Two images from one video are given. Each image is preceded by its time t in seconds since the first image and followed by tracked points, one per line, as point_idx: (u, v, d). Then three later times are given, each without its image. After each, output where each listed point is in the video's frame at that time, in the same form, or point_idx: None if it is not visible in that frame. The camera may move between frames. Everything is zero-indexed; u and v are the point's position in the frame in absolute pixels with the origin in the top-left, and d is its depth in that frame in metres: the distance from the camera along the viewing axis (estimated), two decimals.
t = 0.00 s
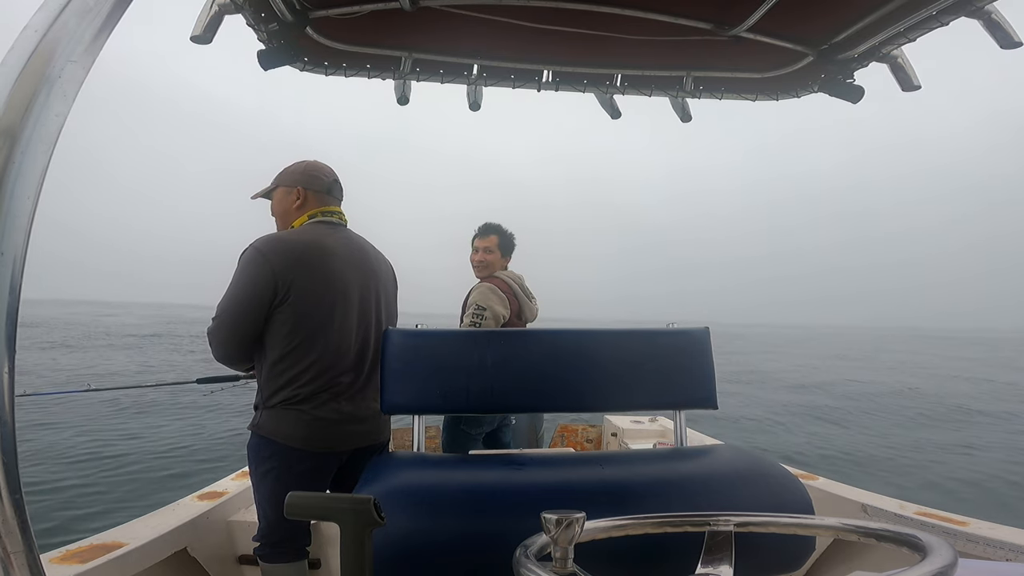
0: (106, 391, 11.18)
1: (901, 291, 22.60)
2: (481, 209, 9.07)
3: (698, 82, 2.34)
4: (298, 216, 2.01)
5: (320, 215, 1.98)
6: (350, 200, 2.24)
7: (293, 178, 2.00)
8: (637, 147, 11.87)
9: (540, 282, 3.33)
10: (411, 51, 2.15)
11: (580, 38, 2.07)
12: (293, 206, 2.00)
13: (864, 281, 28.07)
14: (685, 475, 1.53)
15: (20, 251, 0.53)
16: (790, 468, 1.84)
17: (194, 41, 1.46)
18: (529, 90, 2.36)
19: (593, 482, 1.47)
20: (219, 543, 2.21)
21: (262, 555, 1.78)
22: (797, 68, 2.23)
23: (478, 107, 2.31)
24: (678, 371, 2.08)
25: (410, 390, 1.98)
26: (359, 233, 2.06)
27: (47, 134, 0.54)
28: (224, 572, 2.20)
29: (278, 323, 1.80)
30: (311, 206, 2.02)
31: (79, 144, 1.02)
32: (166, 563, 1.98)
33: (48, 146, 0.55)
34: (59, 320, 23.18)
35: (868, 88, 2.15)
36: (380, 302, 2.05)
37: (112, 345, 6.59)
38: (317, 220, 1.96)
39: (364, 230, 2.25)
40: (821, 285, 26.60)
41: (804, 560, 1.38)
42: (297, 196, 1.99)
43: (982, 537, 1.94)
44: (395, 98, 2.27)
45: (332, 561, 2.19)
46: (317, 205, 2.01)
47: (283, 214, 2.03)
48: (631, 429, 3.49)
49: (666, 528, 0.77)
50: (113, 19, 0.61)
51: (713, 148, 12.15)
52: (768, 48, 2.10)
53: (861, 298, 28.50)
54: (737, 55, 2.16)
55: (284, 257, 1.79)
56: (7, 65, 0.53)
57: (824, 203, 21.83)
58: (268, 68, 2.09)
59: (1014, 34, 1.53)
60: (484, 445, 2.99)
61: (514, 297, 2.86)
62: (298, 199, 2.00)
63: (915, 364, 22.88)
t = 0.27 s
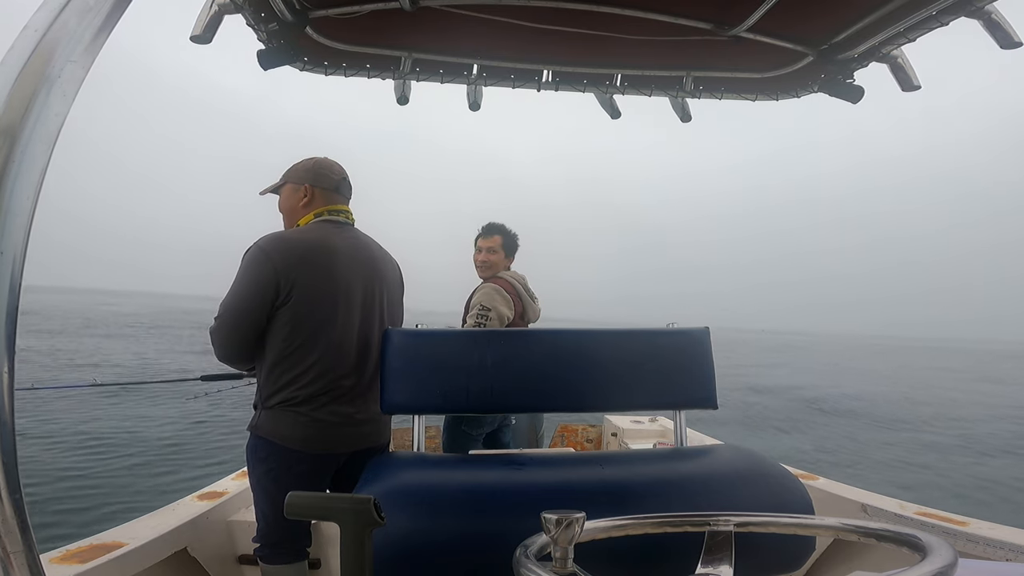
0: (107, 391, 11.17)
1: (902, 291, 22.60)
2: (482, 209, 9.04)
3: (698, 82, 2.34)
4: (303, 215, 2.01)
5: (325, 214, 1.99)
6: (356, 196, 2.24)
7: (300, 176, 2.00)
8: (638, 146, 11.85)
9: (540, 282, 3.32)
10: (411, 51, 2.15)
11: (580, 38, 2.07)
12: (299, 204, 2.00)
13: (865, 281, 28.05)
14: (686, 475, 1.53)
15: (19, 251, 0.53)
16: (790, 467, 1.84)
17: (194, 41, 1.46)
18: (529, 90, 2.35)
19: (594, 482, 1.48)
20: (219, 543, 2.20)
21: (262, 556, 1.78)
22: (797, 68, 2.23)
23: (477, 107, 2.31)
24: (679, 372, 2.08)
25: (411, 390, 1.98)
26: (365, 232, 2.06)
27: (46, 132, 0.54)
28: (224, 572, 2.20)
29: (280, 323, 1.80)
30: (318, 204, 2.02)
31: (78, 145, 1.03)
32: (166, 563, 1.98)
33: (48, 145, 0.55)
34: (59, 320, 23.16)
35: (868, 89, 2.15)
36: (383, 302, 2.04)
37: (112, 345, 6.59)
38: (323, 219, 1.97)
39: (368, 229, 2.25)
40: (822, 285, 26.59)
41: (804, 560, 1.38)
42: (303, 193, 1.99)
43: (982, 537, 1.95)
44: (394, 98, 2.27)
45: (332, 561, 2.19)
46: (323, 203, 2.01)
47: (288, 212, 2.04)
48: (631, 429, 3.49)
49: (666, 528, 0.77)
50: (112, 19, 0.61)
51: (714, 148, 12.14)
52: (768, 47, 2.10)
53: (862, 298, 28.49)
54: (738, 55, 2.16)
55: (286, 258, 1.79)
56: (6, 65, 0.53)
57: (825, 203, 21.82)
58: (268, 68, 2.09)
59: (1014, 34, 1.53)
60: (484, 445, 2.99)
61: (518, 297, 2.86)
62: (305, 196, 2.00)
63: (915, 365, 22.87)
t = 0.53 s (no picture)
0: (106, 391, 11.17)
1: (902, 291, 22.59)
2: (482, 209, 9.03)
3: (697, 82, 2.34)
4: (304, 214, 2.01)
5: (326, 213, 1.98)
6: (357, 196, 2.24)
7: (301, 175, 1.99)
8: (638, 146, 11.85)
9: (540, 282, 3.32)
10: (410, 51, 2.15)
11: (580, 37, 2.07)
12: (300, 203, 2.00)
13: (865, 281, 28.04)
14: (686, 475, 1.53)
15: (19, 250, 0.53)
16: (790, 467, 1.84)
17: (192, 41, 1.46)
18: (529, 89, 2.35)
19: (594, 482, 1.48)
20: (220, 543, 2.20)
21: (261, 556, 1.78)
22: (796, 68, 2.23)
23: (477, 107, 2.31)
24: (679, 371, 2.08)
25: (411, 390, 1.98)
26: (367, 232, 2.05)
27: (45, 132, 0.54)
28: (224, 572, 2.20)
29: (278, 325, 1.80)
30: (318, 203, 2.01)
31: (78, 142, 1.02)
32: (166, 563, 1.98)
33: (47, 144, 0.55)
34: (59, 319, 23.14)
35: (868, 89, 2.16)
36: (384, 302, 2.04)
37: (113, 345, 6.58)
38: (324, 218, 1.97)
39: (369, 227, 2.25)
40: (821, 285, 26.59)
41: (804, 560, 1.38)
42: (305, 193, 1.99)
43: (982, 537, 1.95)
44: (394, 98, 2.27)
45: (332, 561, 2.19)
46: (325, 202, 2.01)
47: (289, 211, 2.04)
48: (631, 429, 3.49)
49: (666, 528, 0.77)
50: (112, 20, 0.61)
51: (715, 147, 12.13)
52: (769, 47, 2.09)
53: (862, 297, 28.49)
54: (738, 55, 2.16)
55: (284, 258, 1.79)
56: (5, 66, 0.53)
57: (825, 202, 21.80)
58: (267, 68, 2.09)
59: (1014, 34, 1.53)
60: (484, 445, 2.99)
61: (521, 300, 2.85)
62: (306, 195, 2.00)
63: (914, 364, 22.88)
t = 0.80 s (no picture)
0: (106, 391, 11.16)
1: (901, 291, 22.59)
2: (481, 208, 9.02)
3: (697, 82, 2.34)
4: (299, 213, 2.01)
5: (321, 213, 1.98)
6: (354, 196, 2.24)
7: (296, 175, 1.99)
8: (638, 146, 11.84)
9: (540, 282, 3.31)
10: (410, 51, 2.14)
11: (580, 37, 2.07)
12: (295, 203, 2.00)
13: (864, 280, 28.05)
14: (685, 474, 1.53)
15: (17, 250, 0.53)
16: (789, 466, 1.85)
17: (192, 42, 1.46)
18: (528, 89, 2.35)
19: (593, 481, 1.48)
20: (220, 543, 2.20)
21: (260, 556, 1.78)
22: (796, 68, 2.23)
23: (477, 107, 2.31)
24: (678, 371, 2.08)
25: (409, 389, 1.97)
26: (362, 231, 2.05)
27: (44, 132, 0.54)
28: (224, 572, 2.20)
29: (272, 325, 1.80)
30: (313, 203, 2.01)
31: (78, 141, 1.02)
32: (166, 563, 1.98)
33: (46, 146, 0.55)
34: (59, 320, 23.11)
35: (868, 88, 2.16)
36: (381, 302, 2.04)
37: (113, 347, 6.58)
38: (318, 218, 1.96)
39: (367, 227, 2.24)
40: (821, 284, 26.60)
41: (804, 559, 1.38)
42: (299, 193, 1.99)
43: (982, 536, 1.95)
44: (393, 98, 2.27)
45: (333, 562, 2.19)
46: (318, 202, 2.00)
47: (284, 211, 2.04)
48: (631, 429, 3.49)
49: (666, 528, 0.77)
50: (110, 20, 0.60)
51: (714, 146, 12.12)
52: (768, 47, 2.10)
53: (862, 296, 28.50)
54: (737, 54, 2.16)
55: (278, 258, 1.79)
56: (5, 66, 0.53)
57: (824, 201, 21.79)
58: (266, 68, 2.09)
59: (1013, 34, 1.53)
60: (484, 445, 2.99)
61: (514, 297, 2.85)
62: (300, 195, 1.99)
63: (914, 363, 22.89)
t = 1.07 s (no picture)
0: (106, 392, 11.17)
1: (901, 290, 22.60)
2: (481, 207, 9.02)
3: (696, 82, 2.34)
4: (296, 214, 2.01)
5: (317, 213, 1.98)
6: (351, 196, 2.24)
7: (291, 175, 2.00)
8: (637, 145, 11.85)
9: (539, 282, 3.31)
10: (410, 51, 2.14)
11: (579, 37, 2.07)
12: (291, 204, 2.00)
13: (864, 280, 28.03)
14: (685, 474, 1.53)
15: (18, 252, 0.53)
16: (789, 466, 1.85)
17: (192, 42, 1.46)
18: (528, 89, 2.35)
19: (593, 481, 1.47)
20: (220, 544, 2.20)
21: (260, 557, 1.78)
22: (795, 67, 2.23)
23: (476, 107, 2.31)
24: (677, 371, 2.08)
25: (409, 390, 1.97)
26: (359, 231, 2.05)
27: (43, 132, 0.54)
28: (224, 573, 2.20)
29: (269, 326, 1.80)
30: (309, 203, 2.01)
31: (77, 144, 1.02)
32: (167, 563, 1.98)
33: (46, 147, 0.55)
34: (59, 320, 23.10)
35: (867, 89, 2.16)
36: (379, 302, 2.03)
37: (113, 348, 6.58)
38: (315, 219, 1.96)
39: (365, 227, 2.24)
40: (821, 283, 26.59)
41: (804, 559, 1.38)
42: (295, 193, 1.99)
43: (982, 536, 1.95)
44: (394, 98, 2.27)
45: (332, 562, 2.19)
46: (314, 202, 2.00)
47: (281, 212, 2.04)
48: (632, 428, 3.49)
49: (666, 528, 0.77)
50: (110, 20, 0.60)
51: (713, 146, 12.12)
52: (767, 47, 2.10)
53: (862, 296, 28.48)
54: (738, 54, 2.16)
55: (274, 259, 1.78)
56: (6, 66, 0.53)
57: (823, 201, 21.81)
58: (266, 68, 2.09)
59: (1013, 34, 1.53)
60: (484, 445, 2.99)
61: (502, 294, 2.84)
62: (296, 196, 2.00)
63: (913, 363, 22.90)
